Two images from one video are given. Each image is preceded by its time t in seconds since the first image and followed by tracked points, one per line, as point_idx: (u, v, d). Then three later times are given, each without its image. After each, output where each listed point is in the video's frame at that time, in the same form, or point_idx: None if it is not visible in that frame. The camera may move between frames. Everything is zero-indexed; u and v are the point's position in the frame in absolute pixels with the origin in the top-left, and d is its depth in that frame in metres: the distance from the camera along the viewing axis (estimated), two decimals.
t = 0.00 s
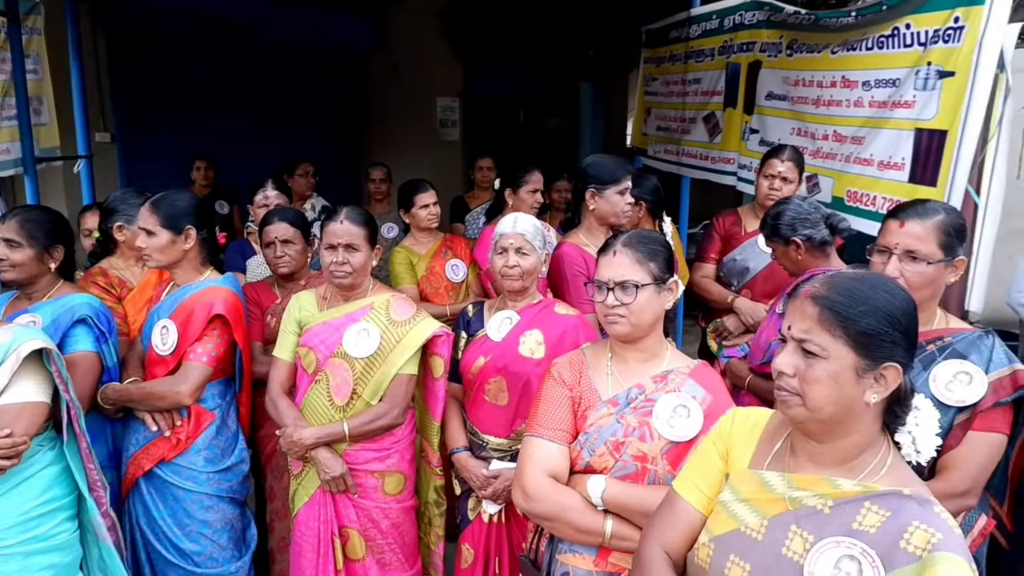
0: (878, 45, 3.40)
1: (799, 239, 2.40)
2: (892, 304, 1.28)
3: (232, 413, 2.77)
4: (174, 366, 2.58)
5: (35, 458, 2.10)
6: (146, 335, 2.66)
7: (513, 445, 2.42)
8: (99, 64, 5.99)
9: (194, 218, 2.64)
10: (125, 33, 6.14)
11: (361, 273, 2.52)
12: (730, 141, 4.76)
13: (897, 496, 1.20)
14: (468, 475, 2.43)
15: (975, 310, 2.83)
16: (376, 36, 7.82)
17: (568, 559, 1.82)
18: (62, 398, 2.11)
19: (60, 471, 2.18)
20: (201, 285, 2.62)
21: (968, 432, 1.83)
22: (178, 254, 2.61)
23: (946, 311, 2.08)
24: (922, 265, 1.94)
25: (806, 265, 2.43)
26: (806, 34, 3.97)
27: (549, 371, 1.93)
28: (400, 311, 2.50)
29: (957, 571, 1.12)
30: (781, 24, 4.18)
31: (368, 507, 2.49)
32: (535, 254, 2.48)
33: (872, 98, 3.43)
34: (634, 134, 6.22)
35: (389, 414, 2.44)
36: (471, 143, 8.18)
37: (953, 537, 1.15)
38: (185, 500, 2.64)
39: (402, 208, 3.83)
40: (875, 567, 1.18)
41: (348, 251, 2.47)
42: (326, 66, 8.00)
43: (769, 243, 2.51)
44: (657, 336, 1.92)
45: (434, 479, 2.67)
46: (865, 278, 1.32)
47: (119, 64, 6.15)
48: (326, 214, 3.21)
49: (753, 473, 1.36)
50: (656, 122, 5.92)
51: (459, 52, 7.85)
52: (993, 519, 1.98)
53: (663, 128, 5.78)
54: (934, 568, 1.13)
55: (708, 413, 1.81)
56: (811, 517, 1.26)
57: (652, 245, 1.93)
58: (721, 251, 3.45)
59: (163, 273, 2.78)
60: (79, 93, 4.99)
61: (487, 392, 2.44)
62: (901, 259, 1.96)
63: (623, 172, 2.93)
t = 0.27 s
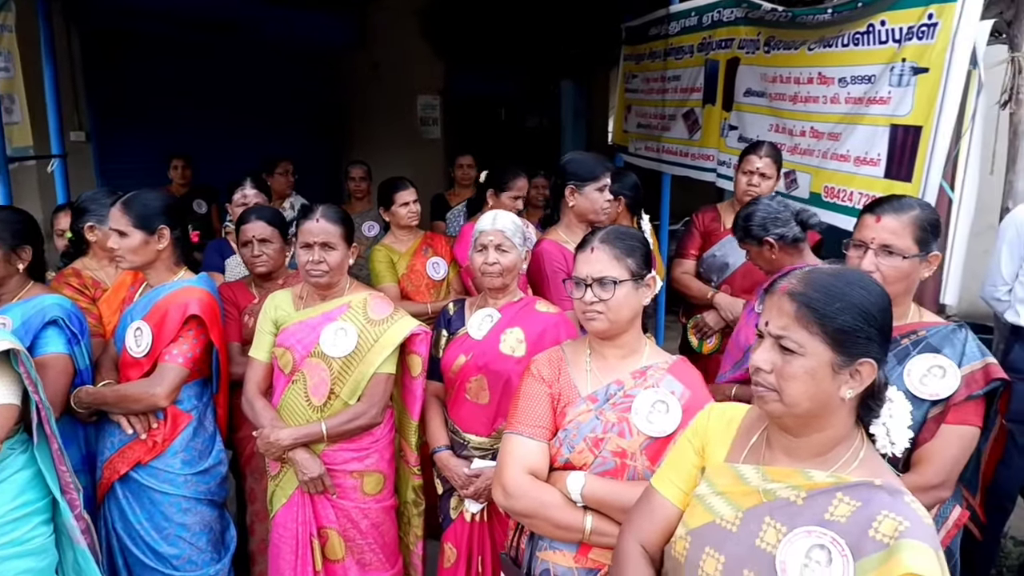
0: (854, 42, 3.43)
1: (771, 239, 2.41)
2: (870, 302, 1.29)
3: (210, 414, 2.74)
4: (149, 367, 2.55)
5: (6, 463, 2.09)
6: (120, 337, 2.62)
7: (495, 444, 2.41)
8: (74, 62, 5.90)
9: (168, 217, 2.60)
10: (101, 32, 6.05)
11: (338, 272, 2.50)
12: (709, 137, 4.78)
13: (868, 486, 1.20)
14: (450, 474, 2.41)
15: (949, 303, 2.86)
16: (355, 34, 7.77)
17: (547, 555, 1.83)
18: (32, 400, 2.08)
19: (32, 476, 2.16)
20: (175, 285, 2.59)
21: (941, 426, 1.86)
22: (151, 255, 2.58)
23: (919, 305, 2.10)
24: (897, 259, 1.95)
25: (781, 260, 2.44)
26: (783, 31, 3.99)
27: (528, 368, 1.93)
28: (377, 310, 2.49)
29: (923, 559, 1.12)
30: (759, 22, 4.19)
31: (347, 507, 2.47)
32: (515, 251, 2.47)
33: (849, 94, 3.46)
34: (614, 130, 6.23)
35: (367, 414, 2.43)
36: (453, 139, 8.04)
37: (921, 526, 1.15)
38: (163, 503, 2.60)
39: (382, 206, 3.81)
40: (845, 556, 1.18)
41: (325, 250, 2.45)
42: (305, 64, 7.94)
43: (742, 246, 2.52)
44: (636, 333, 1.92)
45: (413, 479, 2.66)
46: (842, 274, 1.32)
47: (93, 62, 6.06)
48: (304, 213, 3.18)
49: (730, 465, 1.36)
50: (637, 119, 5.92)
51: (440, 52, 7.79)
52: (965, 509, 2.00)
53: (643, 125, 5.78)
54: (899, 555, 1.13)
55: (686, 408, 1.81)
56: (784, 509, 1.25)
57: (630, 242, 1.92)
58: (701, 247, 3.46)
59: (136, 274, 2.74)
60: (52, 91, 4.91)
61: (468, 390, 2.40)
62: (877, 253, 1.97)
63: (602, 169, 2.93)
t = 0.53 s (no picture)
0: (839, 36, 3.43)
1: (754, 238, 2.41)
2: (845, 291, 1.29)
3: (194, 414, 2.72)
4: (133, 368, 2.52)
5: None
6: (101, 338, 2.59)
7: (484, 442, 2.38)
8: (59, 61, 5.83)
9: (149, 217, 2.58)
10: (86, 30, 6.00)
11: (322, 270, 2.48)
12: (696, 133, 4.78)
13: (846, 474, 1.20)
14: (438, 472, 2.39)
15: (934, 296, 2.87)
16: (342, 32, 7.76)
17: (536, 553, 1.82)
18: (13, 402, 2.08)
19: (14, 479, 2.13)
20: (158, 284, 2.56)
21: (924, 417, 1.88)
22: (135, 255, 2.56)
23: (901, 298, 2.12)
24: (876, 253, 1.96)
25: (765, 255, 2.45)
26: (768, 26, 3.99)
27: (514, 365, 1.92)
28: (361, 308, 2.47)
29: (898, 542, 1.11)
30: (744, 17, 4.19)
31: (333, 506, 2.46)
32: (502, 248, 2.46)
33: (834, 88, 3.46)
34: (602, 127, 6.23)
35: (352, 412, 2.42)
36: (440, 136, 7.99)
37: (898, 512, 1.15)
38: (149, 505, 2.58)
39: (369, 204, 3.79)
40: (823, 542, 1.18)
41: (308, 248, 2.43)
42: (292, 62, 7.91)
43: (726, 245, 2.53)
44: (621, 328, 1.92)
45: (399, 477, 2.65)
46: (820, 264, 1.32)
47: (79, 61, 5.99)
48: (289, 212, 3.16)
49: (711, 457, 1.36)
50: (624, 115, 5.92)
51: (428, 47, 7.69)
52: (949, 501, 2.01)
53: (631, 121, 5.78)
54: (875, 539, 1.13)
55: (672, 403, 1.81)
56: (764, 499, 1.25)
57: (615, 237, 1.92)
58: (688, 242, 3.47)
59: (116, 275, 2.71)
60: (34, 90, 4.86)
61: (456, 389, 2.37)
62: (855, 248, 1.98)
63: (587, 164, 2.92)
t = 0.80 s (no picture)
0: (824, 31, 3.44)
1: (743, 233, 2.43)
2: (819, 285, 1.29)
3: (181, 412, 2.70)
4: (119, 368, 2.50)
5: None
6: (83, 340, 2.56)
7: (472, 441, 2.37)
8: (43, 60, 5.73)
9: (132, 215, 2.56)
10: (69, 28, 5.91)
11: (307, 267, 2.46)
12: (683, 129, 4.77)
13: (827, 470, 1.20)
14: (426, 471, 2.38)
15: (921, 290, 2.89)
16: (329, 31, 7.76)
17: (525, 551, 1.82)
18: None
19: None
20: (141, 283, 2.54)
21: (908, 411, 1.90)
22: (126, 254, 2.55)
23: (885, 292, 2.12)
24: (863, 248, 1.96)
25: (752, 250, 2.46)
26: (755, 22, 3.99)
27: (501, 362, 1.92)
28: (346, 306, 2.46)
29: (883, 539, 1.11)
30: (731, 12, 4.19)
31: (321, 506, 2.45)
32: (489, 245, 2.45)
33: (820, 84, 3.47)
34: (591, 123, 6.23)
35: (339, 411, 2.40)
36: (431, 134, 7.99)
37: (880, 507, 1.15)
38: (139, 505, 2.56)
39: (357, 202, 3.77)
40: (806, 540, 1.18)
41: (294, 245, 2.41)
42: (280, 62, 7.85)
43: (717, 239, 2.55)
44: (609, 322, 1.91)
45: (388, 475, 2.65)
46: (794, 258, 1.32)
47: (62, 60, 5.90)
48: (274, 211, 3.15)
49: (693, 453, 1.36)
50: (613, 111, 5.92)
51: (417, 43, 7.64)
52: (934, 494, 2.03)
53: (619, 117, 5.77)
54: (859, 536, 1.12)
55: (660, 399, 1.81)
56: (746, 495, 1.25)
57: (600, 234, 1.91)
58: (676, 238, 3.47)
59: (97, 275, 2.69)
60: (17, 88, 4.80)
61: (444, 387, 2.36)
62: (843, 242, 1.99)
63: (574, 160, 2.92)
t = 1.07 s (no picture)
0: (801, 30, 3.46)
1: (729, 226, 2.44)
2: (791, 281, 1.30)
3: (157, 414, 2.67)
4: (94, 369, 2.46)
5: None
6: (54, 342, 2.52)
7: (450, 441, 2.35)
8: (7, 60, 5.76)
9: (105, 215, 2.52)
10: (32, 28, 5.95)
11: (282, 267, 2.44)
12: (663, 128, 4.79)
13: (794, 462, 1.21)
14: (405, 472, 2.37)
15: (895, 287, 2.93)
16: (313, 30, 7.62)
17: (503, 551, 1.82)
18: None
19: None
20: (113, 284, 2.50)
21: (877, 406, 1.92)
22: (101, 254, 2.51)
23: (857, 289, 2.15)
24: (834, 245, 1.99)
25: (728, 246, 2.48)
26: (732, 21, 4.01)
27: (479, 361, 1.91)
28: (323, 306, 2.44)
29: (846, 527, 1.12)
30: (709, 11, 4.21)
31: (300, 507, 2.43)
32: (467, 244, 2.44)
33: (796, 82, 3.50)
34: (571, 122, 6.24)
35: (316, 411, 2.39)
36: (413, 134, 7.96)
37: (844, 497, 1.15)
38: (117, 508, 2.52)
39: (337, 201, 3.75)
40: (772, 531, 1.18)
41: (267, 245, 2.39)
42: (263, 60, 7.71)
43: (702, 225, 2.56)
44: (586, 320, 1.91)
45: (367, 475, 2.63)
46: (765, 254, 1.33)
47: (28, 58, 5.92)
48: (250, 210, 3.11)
49: (665, 449, 1.36)
50: (593, 110, 5.93)
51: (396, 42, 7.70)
52: (906, 488, 2.05)
53: (600, 115, 5.78)
54: (822, 525, 1.13)
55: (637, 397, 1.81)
56: (715, 489, 1.26)
57: (576, 232, 1.91)
58: (654, 237, 3.48)
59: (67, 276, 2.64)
60: None
61: (422, 387, 2.35)
62: (815, 239, 2.00)
63: (552, 159, 2.92)
